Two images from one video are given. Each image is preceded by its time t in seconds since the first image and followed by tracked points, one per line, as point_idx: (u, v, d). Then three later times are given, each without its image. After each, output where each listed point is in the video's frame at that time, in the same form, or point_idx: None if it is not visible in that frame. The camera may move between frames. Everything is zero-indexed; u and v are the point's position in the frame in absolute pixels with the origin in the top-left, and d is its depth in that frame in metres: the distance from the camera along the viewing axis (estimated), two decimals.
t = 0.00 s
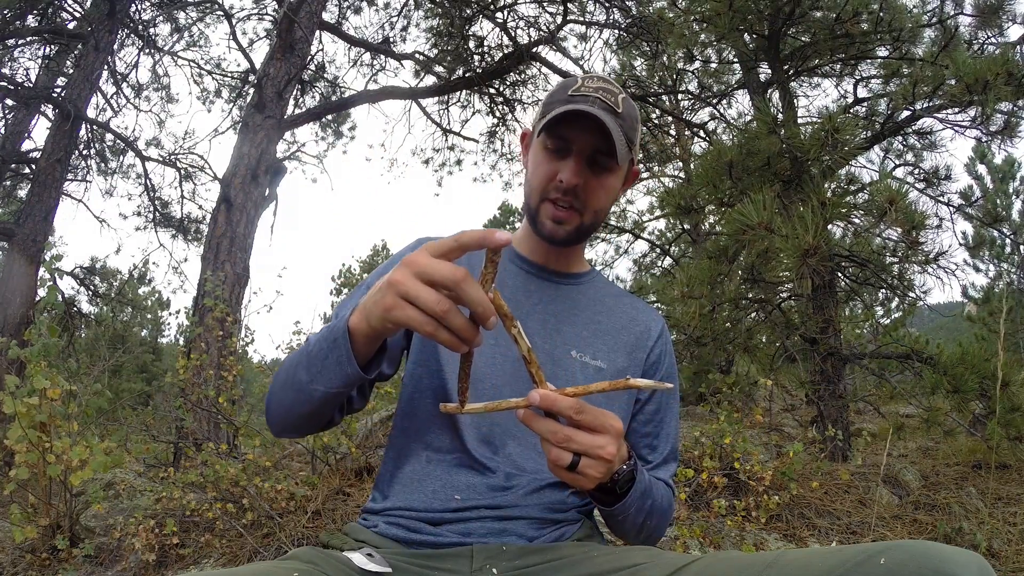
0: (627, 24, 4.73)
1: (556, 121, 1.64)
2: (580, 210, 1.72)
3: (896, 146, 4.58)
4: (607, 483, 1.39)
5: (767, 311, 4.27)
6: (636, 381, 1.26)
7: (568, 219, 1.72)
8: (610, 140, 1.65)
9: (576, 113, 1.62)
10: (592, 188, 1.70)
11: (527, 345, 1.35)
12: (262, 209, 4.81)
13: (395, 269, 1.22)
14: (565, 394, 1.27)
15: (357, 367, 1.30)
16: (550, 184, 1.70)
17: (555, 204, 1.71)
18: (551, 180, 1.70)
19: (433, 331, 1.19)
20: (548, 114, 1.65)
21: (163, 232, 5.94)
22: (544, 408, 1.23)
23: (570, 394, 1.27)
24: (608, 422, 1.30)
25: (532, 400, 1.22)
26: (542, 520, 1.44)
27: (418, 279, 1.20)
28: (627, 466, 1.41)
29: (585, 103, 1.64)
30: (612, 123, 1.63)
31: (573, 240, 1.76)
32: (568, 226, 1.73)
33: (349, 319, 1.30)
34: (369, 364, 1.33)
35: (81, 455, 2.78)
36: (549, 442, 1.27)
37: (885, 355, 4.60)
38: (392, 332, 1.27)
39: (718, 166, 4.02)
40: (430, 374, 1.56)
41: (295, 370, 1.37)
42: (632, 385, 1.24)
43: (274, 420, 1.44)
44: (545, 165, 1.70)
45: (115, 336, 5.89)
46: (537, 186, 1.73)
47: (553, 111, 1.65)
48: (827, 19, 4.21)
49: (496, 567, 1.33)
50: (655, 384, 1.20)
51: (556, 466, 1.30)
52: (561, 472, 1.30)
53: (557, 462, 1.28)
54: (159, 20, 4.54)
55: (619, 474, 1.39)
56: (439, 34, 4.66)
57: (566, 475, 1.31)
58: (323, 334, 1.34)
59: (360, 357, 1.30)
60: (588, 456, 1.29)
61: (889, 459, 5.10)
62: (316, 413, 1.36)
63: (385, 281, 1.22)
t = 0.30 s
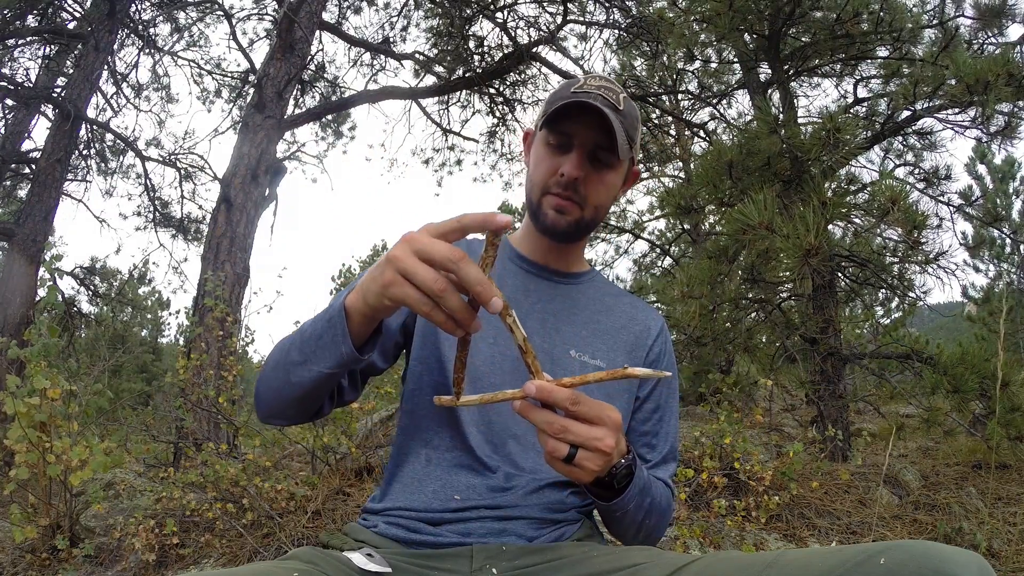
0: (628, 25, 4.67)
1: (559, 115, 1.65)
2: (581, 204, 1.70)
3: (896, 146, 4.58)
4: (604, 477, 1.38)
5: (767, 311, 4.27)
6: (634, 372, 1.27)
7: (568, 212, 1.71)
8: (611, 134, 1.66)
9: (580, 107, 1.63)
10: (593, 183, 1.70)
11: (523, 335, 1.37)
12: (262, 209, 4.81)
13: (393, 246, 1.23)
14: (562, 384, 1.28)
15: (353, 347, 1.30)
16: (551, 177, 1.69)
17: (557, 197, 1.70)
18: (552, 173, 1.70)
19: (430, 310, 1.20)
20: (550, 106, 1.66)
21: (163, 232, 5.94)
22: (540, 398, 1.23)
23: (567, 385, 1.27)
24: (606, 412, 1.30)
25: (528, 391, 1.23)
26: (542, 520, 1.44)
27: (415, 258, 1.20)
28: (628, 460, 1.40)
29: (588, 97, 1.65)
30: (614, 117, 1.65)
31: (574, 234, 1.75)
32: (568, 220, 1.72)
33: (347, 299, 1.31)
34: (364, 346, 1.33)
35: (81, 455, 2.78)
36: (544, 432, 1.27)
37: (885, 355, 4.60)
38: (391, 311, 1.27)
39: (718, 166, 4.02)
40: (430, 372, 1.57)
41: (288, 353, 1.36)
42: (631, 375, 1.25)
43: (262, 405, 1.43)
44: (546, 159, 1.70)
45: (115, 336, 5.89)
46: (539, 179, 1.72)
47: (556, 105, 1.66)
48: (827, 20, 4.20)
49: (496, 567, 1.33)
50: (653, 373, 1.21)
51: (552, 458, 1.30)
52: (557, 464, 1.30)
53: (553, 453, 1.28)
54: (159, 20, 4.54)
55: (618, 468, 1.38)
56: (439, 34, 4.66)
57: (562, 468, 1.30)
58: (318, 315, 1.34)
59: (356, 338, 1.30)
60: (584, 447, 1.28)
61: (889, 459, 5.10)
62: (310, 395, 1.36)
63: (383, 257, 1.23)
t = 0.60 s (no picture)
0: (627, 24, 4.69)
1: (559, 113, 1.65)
2: (581, 200, 1.71)
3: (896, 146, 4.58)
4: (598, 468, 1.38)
5: (767, 311, 4.27)
6: (631, 358, 1.26)
7: (567, 208, 1.71)
8: (611, 131, 1.66)
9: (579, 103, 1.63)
10: (592, 179, 1.70)
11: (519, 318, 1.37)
12: (262, 209, 4.82)
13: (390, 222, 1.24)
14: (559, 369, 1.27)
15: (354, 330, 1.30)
16: (551, 174, 1.70)
17: (557, 194, 1.71)
18: (552, 170, 1.70)
19: (427, 282, 1.20)
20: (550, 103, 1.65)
21: (163, 232, 5.94)
22: (536, 381, 1.23)
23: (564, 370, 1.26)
24: (602, 400, 1.29)
25: (523, 374, 1.23)
26: (542, 519, 1.44)
27: (411, 230, 1.20)
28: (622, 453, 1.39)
29: (588, 94, 1.65)
30: (613, 114, 1.65)
31: (574, 231, 1.75)
32: (567, 217, 1.72)
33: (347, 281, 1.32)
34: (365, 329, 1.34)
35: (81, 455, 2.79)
36: (539, 417, 1.27)
37: (885, 355, 4.60)
38: (390, 287, 1.28)
39: (718, 166, 4.02)
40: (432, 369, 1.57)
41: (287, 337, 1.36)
42: (627, 361, 1.24)
43: (257, 393, 1.42)
44: (546, 156, 1.71)
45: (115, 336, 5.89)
46: (539, 176, 1.72)
47: (556, 102, 1.67)
48: (827, 20, 4.20)
49: (496, 567, 1.33)
50: (650, 361, 1.20)
51: (546, 445, 1.30)
52: (551, 451, 1.30)
53: (547, 440, 1.28)
54: (160, 20, 4.54)
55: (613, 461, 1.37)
56: (439, 34, 4.66)
57: (556, 455, 1.30)
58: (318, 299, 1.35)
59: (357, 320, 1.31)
60: (579, 435, 1.28)
61: (889, 459, 5.11)
62: (308, 381, 1.36)
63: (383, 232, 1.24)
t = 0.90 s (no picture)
0: (627, 24, 4.63)
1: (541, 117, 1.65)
2: (570, 202, 1.71)
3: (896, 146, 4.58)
4: (604, 447, 1.36)
5: (767, 311, 4.27)
6: (646, 319, 1.31)
7: (559, 211, 1.72)
8: (595, 130, 1.64)
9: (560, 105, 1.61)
10: (582, 179, 1.70)
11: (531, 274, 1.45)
12: (262, 209, 4.82)
13: (404, 166, 1.25)
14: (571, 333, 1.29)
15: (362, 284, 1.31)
16: (541, 177, 1.72)
17: (547, 198, 1.72)
18: (543, 172, 1.72)
19: (443, 224, 1.22)
20: (536, 105, 1.64)
21: (163, 232, 5.94)
22: (548, 341, 1.25)
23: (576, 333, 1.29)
24: (615, 363, 1.30)
25: (536, 333, 1.25)
26: (542, 519, 1.44)
27: (425, 173, 1.23)
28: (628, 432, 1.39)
29: (569, 96, 1.63)
30: (595, 112, 1.62)
31: (567, 232, 1.77)
32: (560, 219, 1.74)
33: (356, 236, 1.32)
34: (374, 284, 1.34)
35: (81, 455, 2.79)
36: (553, 380, 1.27)
37: (885, 355, 4.60)
38: (399, 237, 1.28)
39: (718, 166, 4.02)
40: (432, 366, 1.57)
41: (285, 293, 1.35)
42: (643, 320, 1.29)
43: (244, 354, 1.39)
44: (535, 161, 1.72)
45: (115, 336, 5.89)
46: (530, 181, 1.74)
47: (539, 107, 1.66)
48: (827, 20, 4.20)
49: (496, 567, 1.33)
50: (666, 316, 1.26)
51: (557, 413, 1.29)
52: (562, 418, 1.29)
53: (559, 405, 1.27)
54: (160, 20, 4.54)
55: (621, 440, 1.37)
56: (439, 34, 4.67)
57: (568, 423, 1.29)
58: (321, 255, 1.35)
59: (364, 272, 1.31)
60: (593, 399, 1.28)
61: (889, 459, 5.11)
62: (307, 340, 1.35)
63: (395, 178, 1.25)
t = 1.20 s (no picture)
0: (627, 24, 4.60)
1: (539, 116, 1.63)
2: (571, 199, 1.70)
3: (896, 146, 4.58)
4: (614, 425, 1.33)
5: (767, 311, 4.27)
6: (665, 290, 1.29)
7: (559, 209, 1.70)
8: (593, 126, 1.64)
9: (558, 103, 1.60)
10: (579, 177, 1.70)
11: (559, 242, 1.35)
12: (262, 209, 4.82)
13: (439, 126, 1.25)
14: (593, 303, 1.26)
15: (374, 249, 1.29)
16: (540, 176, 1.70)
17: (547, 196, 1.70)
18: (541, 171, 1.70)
19: (471, 180, 1.20)
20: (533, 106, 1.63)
21: (163, 232, 5.94)
22: (570, 308, 1.20)
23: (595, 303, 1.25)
24: (634, 335, 1.27)
25: (559, 300, 1.20)
26: (542, 518, 1.44)
27: (463, 132, 1.23)
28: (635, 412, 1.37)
29: (565, 95, 1.62)
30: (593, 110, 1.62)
31: (568, 230, 1.76)
32: (561, 217, 1.72)
33: (374, 197, 1.31)
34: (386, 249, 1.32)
35: (81, 455, 2.79)
36: (574, 349, 1.21)
37: (885, 355, 4.60)
38: (425, 193, 1.26)
39: (718, 166, 4.02)
40: (433, 364, 1.57)
41: (290, 248, 1.33)
42: (662, 291, 1.27)
43: (234, 305, 1.36)
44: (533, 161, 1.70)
45: (115, 336, 5.89)
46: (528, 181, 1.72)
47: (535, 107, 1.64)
48: (827, 19, 4.19)
49: (496, 566, 1.33)
50: (684, 288, 1.26)
51: (575, 382, 1.25)
52: (580, 388, 1.25)
53: (579, 374, 1.22)
54: (159, 20, 4.54)
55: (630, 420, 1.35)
56: (439, 34, 4.67)
57: (586, 393, 1.25)
58: (334, 213, 1.33)
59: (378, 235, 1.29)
60: (612, 369, 1.24)
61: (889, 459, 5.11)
62: (304, 301, 1.33)
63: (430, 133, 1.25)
